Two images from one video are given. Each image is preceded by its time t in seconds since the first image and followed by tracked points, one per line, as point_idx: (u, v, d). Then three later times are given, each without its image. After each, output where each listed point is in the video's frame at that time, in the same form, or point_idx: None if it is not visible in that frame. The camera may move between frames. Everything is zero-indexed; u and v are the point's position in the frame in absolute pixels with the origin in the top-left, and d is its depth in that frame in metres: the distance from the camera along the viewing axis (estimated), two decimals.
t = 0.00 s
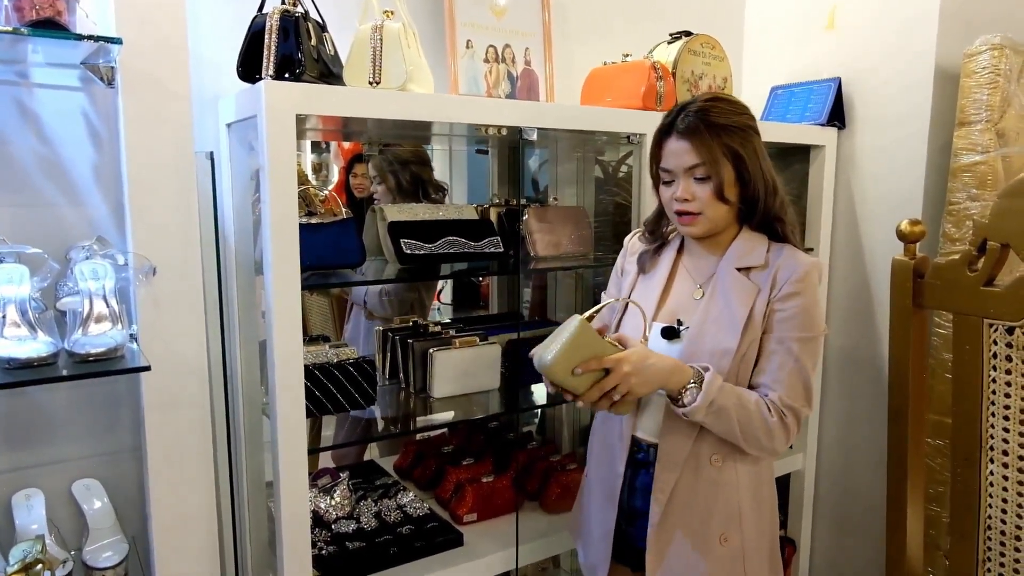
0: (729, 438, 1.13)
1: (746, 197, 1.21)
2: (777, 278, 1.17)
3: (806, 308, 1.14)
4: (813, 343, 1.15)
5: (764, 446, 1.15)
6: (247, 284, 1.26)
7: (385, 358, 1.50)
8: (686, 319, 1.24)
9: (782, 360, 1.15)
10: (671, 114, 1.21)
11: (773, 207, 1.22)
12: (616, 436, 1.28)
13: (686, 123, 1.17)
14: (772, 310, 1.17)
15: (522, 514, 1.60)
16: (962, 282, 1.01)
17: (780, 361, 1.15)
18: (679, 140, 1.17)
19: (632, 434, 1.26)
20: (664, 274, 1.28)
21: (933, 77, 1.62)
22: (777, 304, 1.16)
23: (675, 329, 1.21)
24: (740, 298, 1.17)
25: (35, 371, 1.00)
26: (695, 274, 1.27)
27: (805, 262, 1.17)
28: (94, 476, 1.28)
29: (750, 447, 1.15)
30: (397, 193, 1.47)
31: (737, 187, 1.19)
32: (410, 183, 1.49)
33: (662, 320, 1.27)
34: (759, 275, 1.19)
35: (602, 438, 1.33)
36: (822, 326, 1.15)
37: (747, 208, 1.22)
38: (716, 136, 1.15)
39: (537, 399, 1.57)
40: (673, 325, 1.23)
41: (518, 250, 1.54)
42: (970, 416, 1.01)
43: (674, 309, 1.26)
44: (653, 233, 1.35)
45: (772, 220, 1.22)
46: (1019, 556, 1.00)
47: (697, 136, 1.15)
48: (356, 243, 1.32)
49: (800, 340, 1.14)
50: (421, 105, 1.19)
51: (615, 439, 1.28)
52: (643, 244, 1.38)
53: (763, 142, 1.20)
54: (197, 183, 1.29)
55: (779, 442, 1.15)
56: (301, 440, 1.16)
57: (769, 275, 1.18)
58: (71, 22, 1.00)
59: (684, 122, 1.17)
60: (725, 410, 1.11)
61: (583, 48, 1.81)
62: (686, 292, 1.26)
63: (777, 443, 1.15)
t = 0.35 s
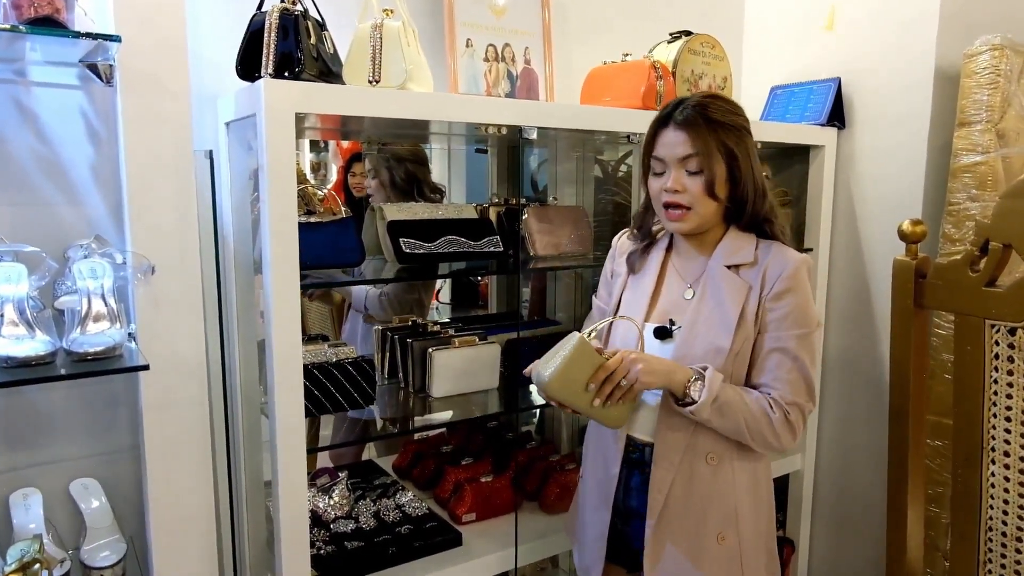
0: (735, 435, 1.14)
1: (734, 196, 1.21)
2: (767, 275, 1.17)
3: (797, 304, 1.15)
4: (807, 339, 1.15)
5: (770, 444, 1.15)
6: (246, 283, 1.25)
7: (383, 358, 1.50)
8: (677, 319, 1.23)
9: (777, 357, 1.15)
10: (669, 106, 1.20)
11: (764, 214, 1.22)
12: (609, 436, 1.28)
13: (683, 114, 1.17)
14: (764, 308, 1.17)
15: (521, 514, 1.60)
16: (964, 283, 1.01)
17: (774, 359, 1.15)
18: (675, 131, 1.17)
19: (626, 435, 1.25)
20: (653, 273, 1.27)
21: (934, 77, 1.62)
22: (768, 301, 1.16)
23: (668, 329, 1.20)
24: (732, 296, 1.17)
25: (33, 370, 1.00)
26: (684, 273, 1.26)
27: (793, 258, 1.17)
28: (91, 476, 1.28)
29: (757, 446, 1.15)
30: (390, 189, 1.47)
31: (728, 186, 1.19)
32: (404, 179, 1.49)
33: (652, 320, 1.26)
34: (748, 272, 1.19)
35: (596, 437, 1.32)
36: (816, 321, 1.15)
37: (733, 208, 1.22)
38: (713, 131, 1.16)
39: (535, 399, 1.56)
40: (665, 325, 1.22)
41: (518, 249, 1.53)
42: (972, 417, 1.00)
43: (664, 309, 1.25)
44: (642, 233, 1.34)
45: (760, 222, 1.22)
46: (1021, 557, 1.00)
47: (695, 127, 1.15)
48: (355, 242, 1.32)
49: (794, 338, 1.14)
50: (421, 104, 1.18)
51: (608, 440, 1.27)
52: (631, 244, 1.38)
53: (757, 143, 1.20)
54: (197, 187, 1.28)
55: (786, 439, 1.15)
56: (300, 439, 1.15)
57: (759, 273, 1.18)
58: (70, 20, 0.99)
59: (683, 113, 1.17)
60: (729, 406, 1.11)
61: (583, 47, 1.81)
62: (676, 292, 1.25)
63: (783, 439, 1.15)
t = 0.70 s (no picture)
0: (734, 430, 1.13)
1: (733, 187, 1.23)
2: (759, 269, 1.17)
3: (791, 298, 1.15)
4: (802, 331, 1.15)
5: (769, 437, 1.15)
6: (247, 283, 1.25)
7: (384, 357, 1.49)
8: (671, 317, 1.22)
9: (773, 351, 1.15)
10: (678, 91, 1.21)
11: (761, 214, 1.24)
12: (607, 436, 1.27)
13: (697, 99, 1.18)
14: (758, 302, 1.17)
15: (523, 513, 1.60)
16: (969, 281, 1.01)
17: (770, 353, 1.15)
18: (689, 112, 1.17)
19: (625, 435, 1.24)
20: (644, 271, 1.26)
21: (936, 75, 1.62)
22: (761, 295, 1.16)
23: (663, 327, 1.19)
24: (726, 291, 1.16)
25: (33, 370, 0.99)
26: (674, 271, 1.25)
27: (784, 251, 1.17)
28: (92, 475, 1.28)
29: (757, 439, 1.15)
30: (382, 182, 1.46)
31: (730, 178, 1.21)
32: (396, 175, 1.47)
33: (646, 319, 1.24)
34: (739, 267, 1.19)
35: (593, 437, 1.31)
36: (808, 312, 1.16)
37: (732, 201, 1.24)
38: (726, 118, 1.17)
39: (537, 398, 1.55)
40: (659, 324, 1.21)
41: (519, 248, 1.53)
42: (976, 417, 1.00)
43: (657, 308, 1.23)
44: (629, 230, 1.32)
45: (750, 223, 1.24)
46: None
47: (712, 111, 1.17)
48: (357, 241, 1.31)
49: (791, 333, 1.14)
50: (421, 102, 1.18)
51: (607, 440, 1.26)
52: (619, 243, 1.36)
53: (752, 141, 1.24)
54: (197, 184, 1.28)
55: (785, 430, 1.15)
56: (300, 438, 1.15)
57: (751, 267, 1.17)
58: (70, 18, 0.99)
59: (699, 98, 1.18)
60: (728, 405, 1.11)
61: (584, 46, 1.81)
62: (668, 290, 1.24)
63: (783, 433, 1.15)
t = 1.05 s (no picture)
0: (746, 411, 1.12)
1: (728, 184, 1.23)
2: (758, 268, 1.17)
3: (790, 296, 1.15)
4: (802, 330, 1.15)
5: (771, 429, 1.15)
6: (247, 281, 1.25)
7: (385, 355, 1.49)
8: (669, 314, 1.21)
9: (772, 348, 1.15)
10: (668, 91, 1.21)
11: (755, 210, 1.25)
12: (607, 436, 1.27)
13: (688, 97, 1.18)
14: (757, 300, 1.16)
15: (523, 511, 1.60)
16: (970, 280, 1.00)
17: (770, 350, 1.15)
18: (681, 111, 1.17)
19: (626, 434, 1.25)
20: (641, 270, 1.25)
21: (938, 73, 1.61)
22: (760, 293, 1.16)
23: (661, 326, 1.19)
24: (724, 289, 1.16)
25: (33, 368, 0.99)
26: (671, 269, 1.24)
27: (781, 249, 1.17)
28: (92, 473, 1.28)
29: (762, 427, 1.14)
30: (379, 183, 1.45)
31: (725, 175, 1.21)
32: (393, 175, 1.46)
33: (644, 317, 1.24)
34: (737, 266, 1.18)
35: (591, 437, 1.30)
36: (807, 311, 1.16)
37: (729, 197, 1.24)
38: (718, 116, 1.17)
39: (537, 396, 1.57)
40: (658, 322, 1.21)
41: (519, 245, 1.52)
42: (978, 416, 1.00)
43: (656, 306, 1.23)
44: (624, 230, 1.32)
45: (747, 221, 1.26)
46: None
47: (704, 109, 1.17)
48: (358, 239, 1.31)
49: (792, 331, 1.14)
50: (422, 99, 1.18)
51: (607, 438, 1.26)
52: (615, 242, 1.35)
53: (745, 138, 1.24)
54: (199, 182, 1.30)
55: (786, 422, 1.15)
56: (300, 436, 1.15)
57: (749, 266, 1.17)
58: (69, 15, 0.98)
59: (688, 96, 1.18)
60: (741, 380, 1.10)
61: (584, 44, 1.80)
62: (666, 287, 1.23)
63: (784, 427, 1.16)
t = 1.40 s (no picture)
0: (734, 429, 1.14)
1: (729, 188, 1.23)
2: (758, 268, 1.17)
3: (791, 296, 1.15)
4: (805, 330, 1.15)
5: (773, 434, 1.15)
6: (248, 282, 1.25)
7: (385, 355, 1.50)
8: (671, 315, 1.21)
9: (775, 348, 1.15)
10: (667, 97, 1.20)
11: (755, 212, 1.25)
12: (608, 438, 1.26)
13: (687, 104, 1.18)
14: (758, 301, 1.16)
15: (523, 513, 1.59)
16: (973, 281, 1.00)
17: (773, 348, 1.15)
18: (680, 118, 1.17)
19: (627, 433, 1.24)
20: (643, 274, 1.25)
21: (939, 74, 1.61)
22: (761, 293, 1.16)
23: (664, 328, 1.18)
24: (725, 291, 1.16)
25: (34, 368, 0.99)
26: (673, 271, 1.24)
27: (781, 248, 1.17)
28: (92, 473, 1.27)
29: (761, 437, 1.15)
30: (385, 185, 1.46)
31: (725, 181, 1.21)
32: (399, 178, 1.47)
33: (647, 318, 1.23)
34: (738, 266, 1.18)
35: (594, 438, 1.30)
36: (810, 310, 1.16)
37: (729, 200, 1.24)
38: (718, 122, 1.17)
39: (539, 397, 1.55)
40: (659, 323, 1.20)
41: (520, 245, 1.51)
42: (981, 417, 1.00)
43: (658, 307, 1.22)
44: (626, 235, 1.31)
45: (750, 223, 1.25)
46: None
47: (704, 115, 1.16)
48: (358, 239, 1.31)
49: (795, 331, 1.14)
50: (423, 99, 1.18)
51: (608, 440, 1.26)
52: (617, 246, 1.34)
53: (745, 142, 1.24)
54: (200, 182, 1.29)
55: (790, 426, 1.14)
56: (301, 437, 1.14)
57: (750, 267, 1.17)
58: (70, 15, 0.98)
59: (688, 103, 1.18)
60: (723, 404, 1.12)
61: (586, 44, 1.80)
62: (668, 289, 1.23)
63: (790, 431, 1.15)
